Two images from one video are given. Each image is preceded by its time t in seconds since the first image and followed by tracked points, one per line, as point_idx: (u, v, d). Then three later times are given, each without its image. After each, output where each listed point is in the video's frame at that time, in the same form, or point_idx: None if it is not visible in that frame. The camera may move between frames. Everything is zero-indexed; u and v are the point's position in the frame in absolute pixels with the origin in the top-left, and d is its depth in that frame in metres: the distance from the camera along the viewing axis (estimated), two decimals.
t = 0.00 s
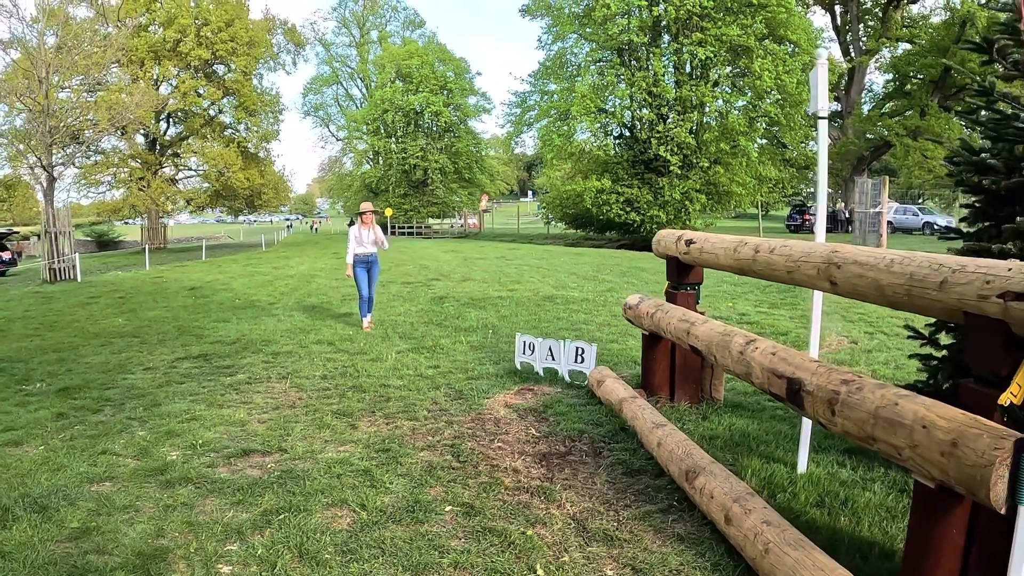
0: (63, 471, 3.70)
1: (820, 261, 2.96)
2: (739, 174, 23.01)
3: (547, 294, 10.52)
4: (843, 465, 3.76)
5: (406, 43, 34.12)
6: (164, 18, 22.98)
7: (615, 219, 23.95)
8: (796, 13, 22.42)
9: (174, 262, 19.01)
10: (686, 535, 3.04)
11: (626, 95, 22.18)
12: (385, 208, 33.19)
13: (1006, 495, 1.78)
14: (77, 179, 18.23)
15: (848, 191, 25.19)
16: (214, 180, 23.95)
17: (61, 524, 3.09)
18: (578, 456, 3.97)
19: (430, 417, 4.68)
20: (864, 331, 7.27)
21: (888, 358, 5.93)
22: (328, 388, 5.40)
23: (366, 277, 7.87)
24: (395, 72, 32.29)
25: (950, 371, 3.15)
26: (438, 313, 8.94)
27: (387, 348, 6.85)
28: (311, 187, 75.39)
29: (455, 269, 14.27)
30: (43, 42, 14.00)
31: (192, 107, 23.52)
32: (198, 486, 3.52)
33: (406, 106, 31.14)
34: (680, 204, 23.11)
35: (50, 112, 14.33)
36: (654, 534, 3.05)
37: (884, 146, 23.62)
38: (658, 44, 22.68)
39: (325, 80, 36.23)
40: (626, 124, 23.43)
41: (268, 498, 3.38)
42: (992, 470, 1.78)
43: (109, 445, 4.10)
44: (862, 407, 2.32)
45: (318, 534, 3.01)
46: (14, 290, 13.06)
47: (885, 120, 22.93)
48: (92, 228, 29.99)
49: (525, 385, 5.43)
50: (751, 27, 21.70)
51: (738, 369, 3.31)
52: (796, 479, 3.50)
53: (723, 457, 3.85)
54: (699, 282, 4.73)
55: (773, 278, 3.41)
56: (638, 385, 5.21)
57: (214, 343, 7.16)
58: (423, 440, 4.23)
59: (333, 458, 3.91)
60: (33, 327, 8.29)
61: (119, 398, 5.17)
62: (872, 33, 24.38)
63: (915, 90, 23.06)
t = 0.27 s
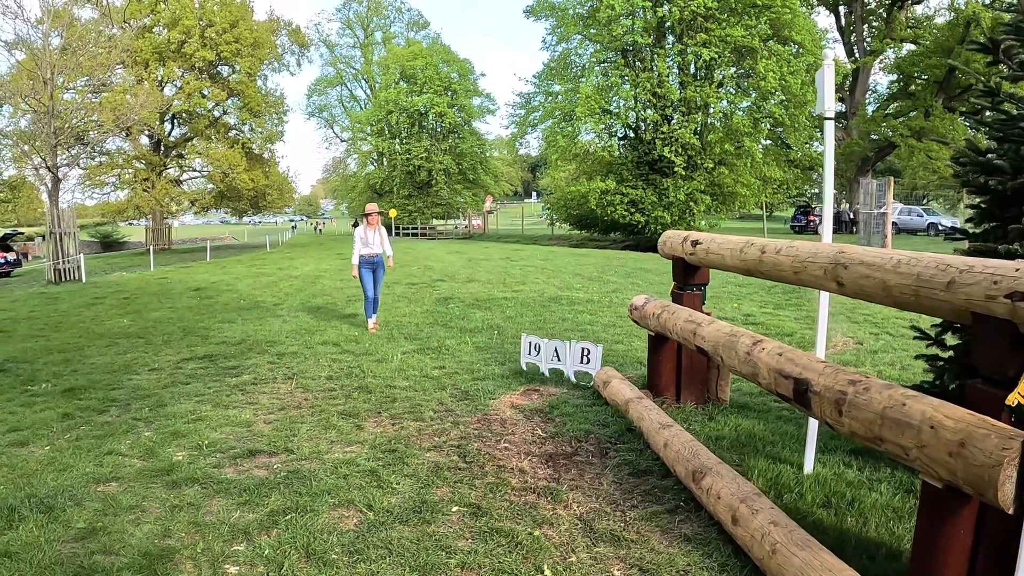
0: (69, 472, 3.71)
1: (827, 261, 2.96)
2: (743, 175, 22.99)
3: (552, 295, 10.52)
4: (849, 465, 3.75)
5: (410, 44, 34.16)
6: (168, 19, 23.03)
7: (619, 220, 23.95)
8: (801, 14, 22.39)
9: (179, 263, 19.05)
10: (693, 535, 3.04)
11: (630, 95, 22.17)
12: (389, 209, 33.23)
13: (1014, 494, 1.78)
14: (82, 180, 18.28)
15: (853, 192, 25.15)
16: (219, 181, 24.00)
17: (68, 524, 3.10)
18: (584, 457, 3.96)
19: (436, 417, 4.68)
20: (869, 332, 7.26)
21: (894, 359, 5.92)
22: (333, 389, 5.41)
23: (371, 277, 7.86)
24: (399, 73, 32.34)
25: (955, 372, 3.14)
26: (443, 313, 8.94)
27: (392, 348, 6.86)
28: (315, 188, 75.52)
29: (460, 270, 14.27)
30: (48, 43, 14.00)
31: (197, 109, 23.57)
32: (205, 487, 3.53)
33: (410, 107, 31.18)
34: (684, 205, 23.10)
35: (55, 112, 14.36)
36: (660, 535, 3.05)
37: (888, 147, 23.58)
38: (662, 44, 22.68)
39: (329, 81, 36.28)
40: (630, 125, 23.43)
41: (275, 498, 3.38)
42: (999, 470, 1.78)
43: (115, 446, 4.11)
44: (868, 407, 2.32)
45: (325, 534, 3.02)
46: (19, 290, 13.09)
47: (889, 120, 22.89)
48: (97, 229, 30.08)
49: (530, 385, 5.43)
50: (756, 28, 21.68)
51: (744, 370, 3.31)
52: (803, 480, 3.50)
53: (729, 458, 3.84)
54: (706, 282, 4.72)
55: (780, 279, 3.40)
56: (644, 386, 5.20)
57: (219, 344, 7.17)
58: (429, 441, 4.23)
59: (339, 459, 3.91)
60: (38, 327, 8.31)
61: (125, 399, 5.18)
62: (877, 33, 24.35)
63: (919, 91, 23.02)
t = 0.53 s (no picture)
0: (72, 472, 3.71)
1: (832, 261, 2.95)
2: (746, 176, 22.96)
3: (556, 296, 10.51)
4: (854, 466, 3.74)
5: (413, 45, 34.21)
6: (172, 20, 23.09)
7: (622, 221, 23.95)
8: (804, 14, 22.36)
9: (182, 264, 19.07)
10: (697, 536, 3.03)
11: (633, 96, 22.17)
12: (393, 210, 33.26)
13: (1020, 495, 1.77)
14: (86, 180, 18.33)
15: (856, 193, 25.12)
16: (223, 182, 24.03)
17: (71, 525, 3.10)
18: (588, 458, 3.96)
19: (439, 418, 4.68)
20: (873, 332, 7.24)
21: (898, 360, 5.90)
22: (337, 390, 5.41)
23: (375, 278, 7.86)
24: (402, 74, 32.40)
25: (960, 372, 3.13)
26: (447, 314, 8.94)
27: (395, 349, 6.87)
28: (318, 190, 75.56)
29: (463, 271, 14.27)
30: (51, 44, 14.04)
31: (200, 109, 23.62)
32: (208, 487, 3.53)
33: (413, 108, 31.20)
34: (687, 206, 23.08)
35: (58, 113, 14.40)
36: (665, 536, 3.04)
37: (892, 147, 23.55)
38: (665, 45, 22.68)
39: (332, 82, 36.33)
40: (633, 126, 23.40)
41: (278, 499, 3.39)
42: (1005, 470, 1.77)
43: (118, 446, 4.11)
44: (874, 407, 2.31)
45: (328, 535, 3.01)
46: (22, 291, 13.11)
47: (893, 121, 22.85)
48: (100, 230, 30.14)
49: (534, 386, 5.42)
50: (759, 29, 21.68)
51: (749, 371, 3.30)
52: (808, 481, 3.48)
53: (733, 459, 3.83)
54: (710, 283, 4.71)
55: (785, 279, 3.39)
56: (647, 387, 5.20)
57: (222, 344, 7.18)
58: (433, 441, 4.22)
59: (343, 460, 3.91)
60: (42, 328, 8.32)
61: (128, 399, 5.18)
62: (880, 34, 24.31)
63: (923, 91, 22.98)
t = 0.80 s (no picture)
0: (75, 474, 3.71)
1: (835, 263, 2.94)
2: (748, 176, 22.94)
3: (559, 297, 10.51)
4: (857, 467, 3.74)
5: (415, 45, 34.24)
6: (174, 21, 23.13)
7: (625, 221, 23.94)
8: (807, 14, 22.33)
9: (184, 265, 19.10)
10: (700, 538, 3.03)
11: (635, 97, 22.16)
12: (395, 211, 33.26)
13: (1023, 497, 1.76)
14: (88, 181, 18.36)
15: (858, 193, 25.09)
16: (225, 182, 24.05)
17: (74, 527, 3.10)
18: (591, 459, 3.96)
19: (442, 419, 4.68)
20: (876, 333, 7.23)
21: (901, 360, 5.89)
22: (340, 391, 5.41)
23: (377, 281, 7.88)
24: (404, 75, 32.43)
25: (963, 373, 3.12)
26: (449, 315, 8.94)
27: (398, 350, 6.87)
28: (320, 190, 75.61)
29: (466, 272, 14.27)
30: (54, 45, 14.05)
31: (203, 110, 23.65)
32: (211, 488, 3.53)
33: (416, 109, 31.20)
34: (690, 207, 23.05)
35: (61, 114, 14.42)
36: (668, 538, 3.04)
37: (894, 148, 23.51)
38: (667, 46, 22.67)
39: (334, 83, 36.37)
40: (636, 126, 23.39)
41: (281, 500, 3.39)
42: (1009, 472, 1.76)
43: (121, 448, 4.12)
44: (877, 409, 2.31)
45: (331, 536, 3.02)
46: (24, 292, 13.14)
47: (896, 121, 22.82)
48: (103, 231, 30.19)
49: (537, 387, 5.42)
50: (761, 29, 21.67)
51: (752, 372, 3.29)
52: (811, 482, 3.48)
53: (737, 460, 3.83)
54: (713, 284, 4.71)
55: (787, 280, 3.39)
56: (650, 388, 5.19)
57: (225, 346, 7.18)
58: (435, 443, 4.22)
59: (346, 461, 3.92)
60: (45, 329, 8.34)
61: (130, 400, 5.19)
62: (882, 34, 24.27)
63: (925, 92, 22.95)
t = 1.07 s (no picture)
0: (76, 474, 3.71)
1: (837, 263, 2.94)
2: (750, 177, 22.92)
3: (560, 297, 10.51)
4: (858, 468, 3.73)
5: (417, 46, 34.26)
6: (175, 21, 23.15)
7: (626, 221, 23.93)
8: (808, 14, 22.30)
9: (185, 265, 19.10)
10: (702, 539, 3.02)
11: (636, 97, 22.16)
12: (397, 211, 33.28)
13: None
14: (90, 182, 18.37)
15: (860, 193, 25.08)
16: (226, 183, 24.08)
17: (75, 527, 3.10)
18: (592, 460, 3.95)
19: (444, 419, 4.68)
20: (878, 333, 7.22)
21: (902, 361, 5.89)
22: (341, 391, 5.41)
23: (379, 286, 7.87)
24: (406, 75, 32.46)
25: (965, 373, 3.12)
26: (451, 315, 8.95)
27: (400, 351, 6.87)
28: (322, 191, 75.57)
29: (467, 272, 14.27)
30: (55, 46, 14.03)
31: (204, 111, 23.68)
32: (212, 489, 3.53)
33: (417, 109, 31.23)
34: (691, 207, 23.05)
35: (62, 115, 14.41)
36: (670, 538, 3.03)
37: (896, 148, 23.49)
38: (669, 46, 22.66)
39: (335, 83, 36.41)
40: (637, 127, 23.39)
41: (282, 501, 3.38)
42: (1011, 473, 1.76)
43: (122, 448, 4.12)
44: (880, 410, 2.30)
45: (332, 537, 3.01)
46: (26, 293, 13.14)
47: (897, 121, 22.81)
48: (105, 231, 30.22)
49: (538, 388, 5.41)
50: (763, 29, 21.65)
51: (754, 372, 3.29)
52: (813, 483, 3.47)
53: (738, 460, 3.83)
54: (714, 284, 4.70)
55: (789, 281, 3.38)
56: (652, 388, 5.19)
57: (227, 346, 7.18)
58: (437, 443, 4.22)
59: (347, 461, 3.91)
60: (46, 329, 8.34)
61: (132, 401, 5.19)
62: (884, 34, 24.25)
63: (927, 92, 22.93)
